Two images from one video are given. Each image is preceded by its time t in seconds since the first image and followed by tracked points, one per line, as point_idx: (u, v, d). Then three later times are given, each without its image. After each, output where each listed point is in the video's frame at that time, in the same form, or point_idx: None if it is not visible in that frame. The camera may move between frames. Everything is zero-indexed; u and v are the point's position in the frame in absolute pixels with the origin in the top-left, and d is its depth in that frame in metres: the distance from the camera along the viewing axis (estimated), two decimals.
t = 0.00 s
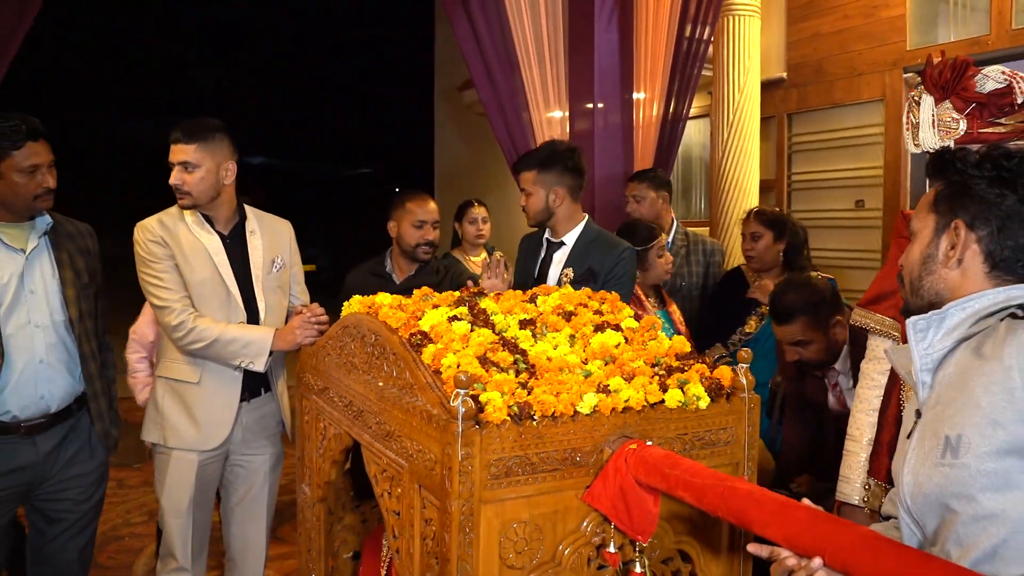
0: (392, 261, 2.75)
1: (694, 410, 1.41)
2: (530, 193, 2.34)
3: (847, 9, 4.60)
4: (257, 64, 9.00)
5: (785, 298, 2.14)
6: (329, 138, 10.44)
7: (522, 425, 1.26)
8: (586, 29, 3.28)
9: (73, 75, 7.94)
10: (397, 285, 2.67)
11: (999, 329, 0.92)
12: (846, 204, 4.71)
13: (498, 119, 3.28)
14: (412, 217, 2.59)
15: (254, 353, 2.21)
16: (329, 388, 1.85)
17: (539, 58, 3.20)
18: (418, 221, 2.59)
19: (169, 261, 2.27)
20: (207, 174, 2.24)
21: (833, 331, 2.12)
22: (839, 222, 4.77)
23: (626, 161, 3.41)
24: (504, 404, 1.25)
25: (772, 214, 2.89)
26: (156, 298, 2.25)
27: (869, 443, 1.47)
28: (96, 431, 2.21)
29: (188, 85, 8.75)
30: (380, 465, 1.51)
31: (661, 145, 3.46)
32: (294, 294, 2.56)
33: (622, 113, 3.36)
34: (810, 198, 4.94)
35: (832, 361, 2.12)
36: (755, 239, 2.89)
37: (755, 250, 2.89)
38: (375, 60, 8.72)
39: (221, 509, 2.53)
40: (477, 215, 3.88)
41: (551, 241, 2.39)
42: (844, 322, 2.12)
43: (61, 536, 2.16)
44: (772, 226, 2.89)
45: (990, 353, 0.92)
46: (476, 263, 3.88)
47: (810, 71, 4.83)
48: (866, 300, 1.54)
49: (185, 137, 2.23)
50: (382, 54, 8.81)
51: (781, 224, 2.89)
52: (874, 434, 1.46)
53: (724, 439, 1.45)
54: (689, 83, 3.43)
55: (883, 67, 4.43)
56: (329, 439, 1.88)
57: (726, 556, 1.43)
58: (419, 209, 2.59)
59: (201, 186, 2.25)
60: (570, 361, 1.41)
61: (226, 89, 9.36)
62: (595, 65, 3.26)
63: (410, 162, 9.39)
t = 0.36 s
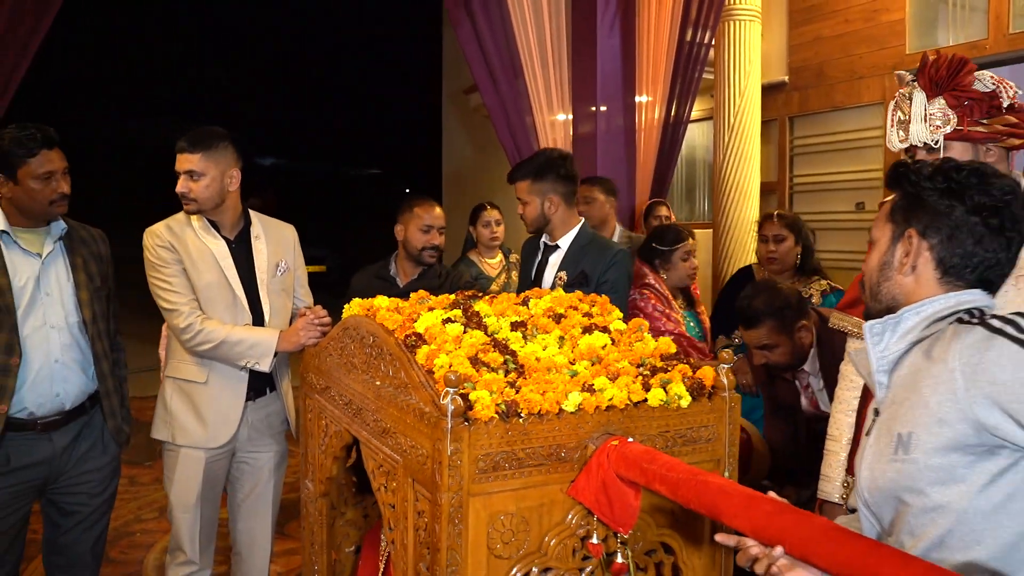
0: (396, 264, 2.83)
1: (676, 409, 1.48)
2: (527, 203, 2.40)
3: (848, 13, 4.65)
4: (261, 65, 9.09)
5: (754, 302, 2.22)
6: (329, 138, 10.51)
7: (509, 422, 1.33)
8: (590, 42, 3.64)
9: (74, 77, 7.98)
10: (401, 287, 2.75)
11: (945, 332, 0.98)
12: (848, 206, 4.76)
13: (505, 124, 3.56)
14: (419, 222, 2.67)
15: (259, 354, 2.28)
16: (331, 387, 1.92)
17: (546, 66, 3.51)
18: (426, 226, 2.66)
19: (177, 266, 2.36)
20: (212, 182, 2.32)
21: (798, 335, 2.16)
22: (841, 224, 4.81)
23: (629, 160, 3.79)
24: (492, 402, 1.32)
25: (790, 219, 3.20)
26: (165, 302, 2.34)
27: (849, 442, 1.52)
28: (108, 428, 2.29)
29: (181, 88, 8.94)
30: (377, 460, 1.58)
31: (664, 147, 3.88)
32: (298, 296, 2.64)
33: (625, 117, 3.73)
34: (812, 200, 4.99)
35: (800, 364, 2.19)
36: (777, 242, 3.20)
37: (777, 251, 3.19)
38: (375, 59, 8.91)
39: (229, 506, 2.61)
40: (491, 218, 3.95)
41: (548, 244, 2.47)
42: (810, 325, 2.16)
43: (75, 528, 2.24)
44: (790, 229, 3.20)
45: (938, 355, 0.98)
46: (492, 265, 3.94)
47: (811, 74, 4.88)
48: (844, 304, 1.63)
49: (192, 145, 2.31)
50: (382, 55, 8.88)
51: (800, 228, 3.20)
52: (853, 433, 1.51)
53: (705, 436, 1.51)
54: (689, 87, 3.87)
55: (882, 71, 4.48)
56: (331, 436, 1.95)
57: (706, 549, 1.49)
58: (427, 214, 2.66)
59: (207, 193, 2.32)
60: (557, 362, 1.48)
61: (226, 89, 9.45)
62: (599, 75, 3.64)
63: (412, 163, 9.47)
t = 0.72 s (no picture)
0: (404, 265, 2.91)
1: (667, 406, 1.54)
2: (552, 217, 2.42)
3: (853, 17, 4.71)
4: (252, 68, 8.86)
5: (739, 298, 2.32)
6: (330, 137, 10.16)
7: (506, 417, 1.39)
8: (598, 47, 3.82)
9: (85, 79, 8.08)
10: (409, 289, 2.83)
11: (910, 334, 1.05)
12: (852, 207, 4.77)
13: (512, 124, 3.71)
14: (426, 225, 2.73)
15: (271, 352, 2.36)
16: (338, 384, 1.99)
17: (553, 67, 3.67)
18: (432, 228, 2.73)
19: (192, 268, 2.44)
20: (229, 184, 2.40)
21: (780, 328, 2.26)
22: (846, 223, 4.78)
23: (635, 163, 3.87)
24: (490, 398, 1.39)
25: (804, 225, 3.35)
26: (178, 302, 2.41)
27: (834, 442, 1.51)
28: (125, 423, 2.38)
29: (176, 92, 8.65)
30: (381, 454, 1.65)
31: (670, 149, 3.91)
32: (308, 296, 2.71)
33: (631, 119, 3.85)
34: (817, 202, 5.02)
35: (782, 357, 2.27)
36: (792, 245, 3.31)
37: (793, 253, 3.30)
38: (375, 60, 8.81)
39: (240, 500, 2.68)
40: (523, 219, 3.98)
41: (552, 245, 2.53)
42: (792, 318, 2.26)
43: (93, 519, 2.33)
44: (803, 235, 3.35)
45: (904, 355, 1.04)
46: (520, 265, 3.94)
47: (817, 78, 4.94)
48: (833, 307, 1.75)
49: (207, 150, 2.37)
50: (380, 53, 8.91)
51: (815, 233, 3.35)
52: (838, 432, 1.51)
53: (696, 432, 1.57)
54: (695, 90, 3.90)
55: (887, 74, 4.53)
56: (339, 431, 2.02)
57: (698, 539, 1.55)
58: (432, 216, 2.72)
59: (223, 196, 2.40)
60: (553, 360, 1.54)
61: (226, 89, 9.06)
62: (606, 78, 3.79)
63: (410, 162, 9.46)
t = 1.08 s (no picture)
0: (414, 267, 2.97)
1: (669, 403, 1.59)
2: (573, 215, 2.49)
3: (860, 19, 4.76)
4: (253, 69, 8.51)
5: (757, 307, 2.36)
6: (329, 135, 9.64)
7: (512, 413, 1.45)
8: (607, 48, 3.86)
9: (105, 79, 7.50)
10: (419, 289, 2.89)
11: (896, 334, 1.10)
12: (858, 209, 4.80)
13: (521, 126, 3.77)
14: (433, 227, 2.79)
15: (287, 351, 2.42)
16: (351, 382, 2.05)
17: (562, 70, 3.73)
18: (437, 230, 2.79)
19: (206, 272, 2.49)
20: (247, 189, 2.48)
21: (797, 337, 2.32)
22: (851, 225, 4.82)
23: (645, 163, 3.94)
24: (497, 395, 1.44)
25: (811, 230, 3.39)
26: (193, 304, 2.46)
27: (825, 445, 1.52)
28: (144, 419, 2.45)
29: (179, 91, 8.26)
30: (393, 449, 1.71)
31: (679, 150, 3.96)
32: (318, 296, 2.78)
33: (641, 120, 3.90)
34: (824, 203, 5.06)
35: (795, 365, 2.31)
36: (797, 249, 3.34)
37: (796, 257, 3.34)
38: (374, 58, 9.00)
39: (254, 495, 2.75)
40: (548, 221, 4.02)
41: (568, 247, 2.61)
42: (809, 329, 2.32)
43: (114, 512, 2.40)
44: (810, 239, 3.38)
45: (890, 355, 1.09)
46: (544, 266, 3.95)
47: (824, 79, 4.99)
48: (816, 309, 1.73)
49: (226, 154, 2.43)
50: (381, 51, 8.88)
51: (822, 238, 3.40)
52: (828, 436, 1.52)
53: (697, 428, 1.62)
54: (703, 92, 3.94)
55: (894, 76, 4.58)
56: (352, 427, 2.08)
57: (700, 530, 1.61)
58: (438, 219, 2.78)
59: (243, 199, 2.48)
60: (559, 359, 1.60)
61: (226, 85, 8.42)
62: (615, 80, 3.84)
63: (411, 159, 9.49)
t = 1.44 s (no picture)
0: (421, 268, 3.03)
1: (667, 399, 1.65)
2: (581, 211, 2.55)
3: (863, 22, 4.82)
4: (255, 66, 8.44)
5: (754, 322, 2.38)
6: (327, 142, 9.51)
7: (515, 408, 1.50)
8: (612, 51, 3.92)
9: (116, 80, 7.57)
10: (426, 289, 2.96)
11: (881, 331, 1.15)
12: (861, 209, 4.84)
13: (526, 126, 3.84)
14: (437, 229, 2.84)
15: (296, 350, 2.48)
16: (359, 379, 2.10)
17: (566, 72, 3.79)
18: (442, 231, 2.84)
19: (214, 272, 2.55)
20: (259, 190, 2.56)
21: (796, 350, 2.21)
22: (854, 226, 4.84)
23: (649, 164, 3.98)
24: (499, 390, 1.49)
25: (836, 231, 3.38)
26: (204, 305, 2.51)
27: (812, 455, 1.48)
28: (160, 417, 2.52)
29: (184, 90, 8.06)
30: (399, 443, 1.77)
31: (683, 151, 4.01)
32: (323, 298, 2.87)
33: (645, 122, 3.95)
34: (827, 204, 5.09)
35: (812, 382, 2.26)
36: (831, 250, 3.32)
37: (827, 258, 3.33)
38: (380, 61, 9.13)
39: (263, 491, 2.81)
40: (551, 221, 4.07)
41: (574, 248, 2.67)
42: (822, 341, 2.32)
43: (130, 508, 2.46)
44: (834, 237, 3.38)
45: (876, 351, 1.14)
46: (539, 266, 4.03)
47: (828, 82, 5.05)
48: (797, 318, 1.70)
49: (239, 157, 2.49)
50: (381, 52, 8.96)
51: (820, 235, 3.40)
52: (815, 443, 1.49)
53: (694, 424, 1.67)
54: (707, 92, 3.98)
55: (897, 77, 4.63)
56: (360, 423, 2.14)
57: (696, 522, 1.66)
58: (442, 220, 2.83)
59: (257, 200, 2.56)
60: (560, 356, 1.65)
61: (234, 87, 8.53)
62: (619, 83, 3.91)
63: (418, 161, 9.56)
